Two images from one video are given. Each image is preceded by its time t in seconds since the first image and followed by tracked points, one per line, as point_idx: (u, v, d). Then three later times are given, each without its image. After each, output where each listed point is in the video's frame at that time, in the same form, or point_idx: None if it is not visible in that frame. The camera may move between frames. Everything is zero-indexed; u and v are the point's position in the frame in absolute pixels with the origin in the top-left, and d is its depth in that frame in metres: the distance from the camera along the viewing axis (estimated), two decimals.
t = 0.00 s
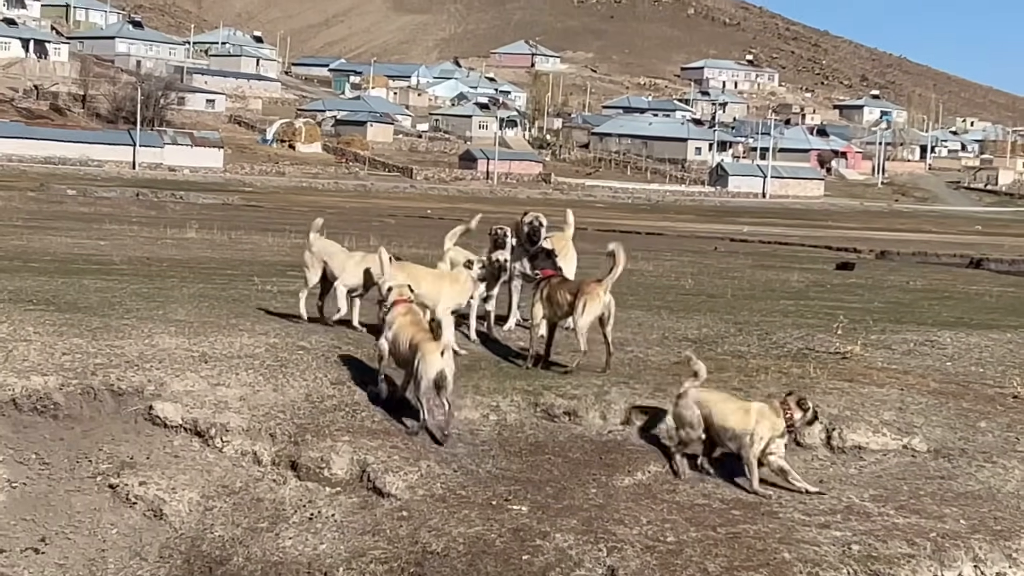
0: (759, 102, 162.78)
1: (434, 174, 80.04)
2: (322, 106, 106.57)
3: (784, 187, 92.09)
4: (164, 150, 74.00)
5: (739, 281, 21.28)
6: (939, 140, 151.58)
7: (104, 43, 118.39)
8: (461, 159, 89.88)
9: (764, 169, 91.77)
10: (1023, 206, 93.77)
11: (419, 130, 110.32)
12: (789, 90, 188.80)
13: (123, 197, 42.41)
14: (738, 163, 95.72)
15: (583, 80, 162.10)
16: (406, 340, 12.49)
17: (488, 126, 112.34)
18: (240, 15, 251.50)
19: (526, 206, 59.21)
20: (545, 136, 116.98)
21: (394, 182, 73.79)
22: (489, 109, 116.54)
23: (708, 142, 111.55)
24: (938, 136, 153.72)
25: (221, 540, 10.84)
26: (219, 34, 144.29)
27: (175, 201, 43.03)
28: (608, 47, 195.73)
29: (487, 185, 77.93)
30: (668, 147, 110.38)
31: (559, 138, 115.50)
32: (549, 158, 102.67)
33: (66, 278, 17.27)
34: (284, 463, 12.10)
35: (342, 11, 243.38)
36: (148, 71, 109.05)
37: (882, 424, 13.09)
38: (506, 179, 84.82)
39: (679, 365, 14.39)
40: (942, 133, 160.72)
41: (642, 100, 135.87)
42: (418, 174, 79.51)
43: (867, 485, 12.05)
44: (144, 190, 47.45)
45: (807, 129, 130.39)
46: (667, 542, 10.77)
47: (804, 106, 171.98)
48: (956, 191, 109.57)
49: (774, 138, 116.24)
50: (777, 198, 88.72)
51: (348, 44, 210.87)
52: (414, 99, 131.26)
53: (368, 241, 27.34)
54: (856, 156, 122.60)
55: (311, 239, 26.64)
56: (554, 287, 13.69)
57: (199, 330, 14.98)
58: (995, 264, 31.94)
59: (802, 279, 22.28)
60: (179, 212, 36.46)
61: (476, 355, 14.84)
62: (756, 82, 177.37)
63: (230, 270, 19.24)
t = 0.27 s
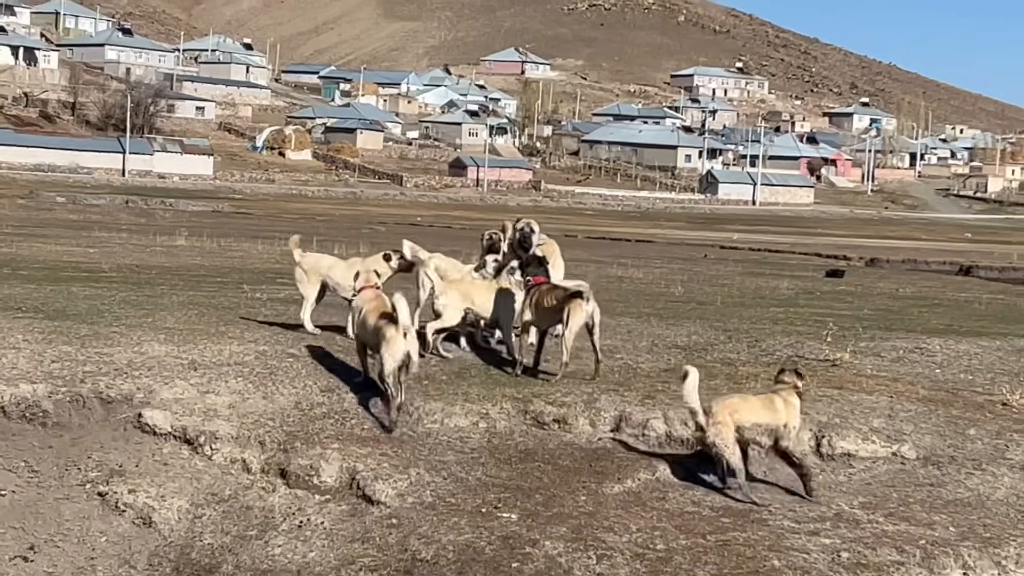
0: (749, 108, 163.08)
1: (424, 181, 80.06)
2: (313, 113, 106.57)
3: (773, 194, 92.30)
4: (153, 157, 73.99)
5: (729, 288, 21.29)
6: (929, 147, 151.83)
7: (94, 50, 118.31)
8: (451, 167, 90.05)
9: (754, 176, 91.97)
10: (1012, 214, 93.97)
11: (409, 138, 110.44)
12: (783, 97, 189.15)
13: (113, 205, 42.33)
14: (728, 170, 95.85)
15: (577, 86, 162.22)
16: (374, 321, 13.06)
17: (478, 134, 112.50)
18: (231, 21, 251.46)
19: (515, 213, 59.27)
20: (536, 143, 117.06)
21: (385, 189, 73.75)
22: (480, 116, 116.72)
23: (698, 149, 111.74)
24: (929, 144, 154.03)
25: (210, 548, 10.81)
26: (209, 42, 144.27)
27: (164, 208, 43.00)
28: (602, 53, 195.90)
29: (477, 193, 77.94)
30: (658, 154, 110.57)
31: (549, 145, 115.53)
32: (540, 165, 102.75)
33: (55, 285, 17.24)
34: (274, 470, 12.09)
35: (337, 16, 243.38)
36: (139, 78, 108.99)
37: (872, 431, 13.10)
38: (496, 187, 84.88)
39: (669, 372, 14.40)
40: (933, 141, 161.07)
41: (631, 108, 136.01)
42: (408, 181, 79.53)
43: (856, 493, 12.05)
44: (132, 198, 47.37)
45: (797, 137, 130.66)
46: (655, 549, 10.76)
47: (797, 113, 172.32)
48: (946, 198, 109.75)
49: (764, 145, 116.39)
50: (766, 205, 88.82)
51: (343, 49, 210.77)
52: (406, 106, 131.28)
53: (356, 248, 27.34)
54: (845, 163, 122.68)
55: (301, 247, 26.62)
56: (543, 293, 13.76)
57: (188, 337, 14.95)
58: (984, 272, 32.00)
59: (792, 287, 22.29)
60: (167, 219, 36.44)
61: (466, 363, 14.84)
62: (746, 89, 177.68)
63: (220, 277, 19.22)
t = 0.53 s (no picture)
0: (736, 116, 163.41)
1: (410, 191, 80.06)
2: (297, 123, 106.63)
3: (759, 202, 92.44)
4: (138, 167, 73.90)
5: (716, 296, 21.31)
6: (914, 152, 152.24)
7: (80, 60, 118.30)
8: (436, 174, 90.28)
9: (740, 184, 92.16)
10: (998, 220, 94.13)
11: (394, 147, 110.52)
12: (769, 105, 189.66)
13: (97, 215, 42.25)
14: (713, 178, 95.96)
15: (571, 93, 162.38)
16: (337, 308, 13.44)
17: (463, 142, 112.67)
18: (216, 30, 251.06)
19: (500, 221, 59.27)
20: (522, 151, 117.09)
21: (372, 198, 73.68)
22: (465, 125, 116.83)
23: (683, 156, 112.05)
24: (914, 150, 154.45)
25: (198, 558, 10.80)
26: (195, 51, 144.44)
27: (149, 218, 42.95)
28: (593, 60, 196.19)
29: (464, 201, 77.88)
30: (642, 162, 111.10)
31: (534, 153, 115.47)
32: (526, 173, 102.77)
33: (40, 296, 17.22)
34: (260, 480, 12.08)
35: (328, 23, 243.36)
36: (125, 88, 108.90)
37: (858, 437, 13.12)
38: (481, 195, 84.89)
39: (656, 379, 14.43)
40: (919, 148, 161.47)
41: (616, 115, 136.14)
42: (394, 191, 79.46)
43: (843, 499, 12.06)
44: (117, 208, 47.27)
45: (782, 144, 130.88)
46: (643, 557, 10.77)
47: (786, 120, 172.73)
48: (933, 205, 109.98)
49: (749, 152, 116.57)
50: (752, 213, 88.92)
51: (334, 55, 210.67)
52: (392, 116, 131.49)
53: (343, 257, 27.32)
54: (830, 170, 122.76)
55: (287, 257, 26.59)
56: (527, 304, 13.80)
57: (174, 347, 14.92)
58: (969, 278, 32.07)
59: (779, 294, 22.33)
60: (151, 229, 36.39)
61: (452, 371, 14.84)
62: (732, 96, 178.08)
63: (207, 287, 19.18)
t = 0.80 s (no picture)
0: (720, 122, 163.84)
1: (395, 198, 80.04)
2: (281, 131, 106.61)
3: (743, 207, 92.60)
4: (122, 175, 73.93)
5: (702, 301, 21.32)
6: (897, 158, 152.71)
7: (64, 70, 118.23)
8: (421, 181, 90.36)
9: (724, 190, 92.35)
10: (983, 224, 94.33)
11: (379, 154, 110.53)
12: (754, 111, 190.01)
13: (80, 224, 42.14)
14: (697, 183, 96.18)
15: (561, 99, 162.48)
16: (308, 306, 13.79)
17: (447, 150, 112.67)
18: (202, 38, 251.16)
19: (483, 227, 59.22)
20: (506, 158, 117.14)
21: (356, 205, 73.66)
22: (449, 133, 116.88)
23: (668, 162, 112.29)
24: (898, 156, 154.89)
25: (183, 567, 10.77)
26: (179, 60, 144.63)
27: (132, 227, 42.87)
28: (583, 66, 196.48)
29: (448, 209, 77.83)
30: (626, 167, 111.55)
31: (519, 159, 115.42)
32: (510, 180, 102.84)
33: (24, 305, 17.17)
34: (246, 487, 12.04)
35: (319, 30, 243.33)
36: (110, 97, 108.86)
37: (843, 442, 13.13)
38: (466, 203, 84.90)
39: (642, 385, 14.42)
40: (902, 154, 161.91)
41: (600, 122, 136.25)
42: (378, 199, 79.42)
43: (828, 504, 12.06)
44: (100, 216, 47.15)
45: (766, 150, 131.15)
46: (629, 563, 10.74)
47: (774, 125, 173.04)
48: (917, 210, 110.24)
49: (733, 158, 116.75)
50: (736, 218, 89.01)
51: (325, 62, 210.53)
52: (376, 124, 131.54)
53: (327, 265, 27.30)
54: (813, 175, 122.88)
55: (273, 264, 26.56)
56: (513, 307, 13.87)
57: (159, 355, 14.90)
58: (954, 282, 32.14)
59: (764, 298, 22.36)
60: (135, 238, 36.31)
61: (438, 378, 14.83)
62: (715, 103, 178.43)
63: (192, 295, 19.15)
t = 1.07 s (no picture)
0: (702, 124, 164.19)
1: (378, 202, 80.09)
2: (264, 135, 106.59)
3: (727, 208, 92.83)
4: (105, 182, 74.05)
5: (686, 303, 21.38)
6: (880, 158, 153.13)
7: (46, 76, 118.13)
8: (404, 185, 90.40)
9: (708, 192, 92.64)
10: (965, 224, 94.65)
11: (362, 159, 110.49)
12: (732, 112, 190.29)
13: (63, 230, 42.10)
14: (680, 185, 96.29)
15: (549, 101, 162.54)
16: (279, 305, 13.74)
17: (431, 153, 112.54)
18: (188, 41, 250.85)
19: (466, 231, 59.28)
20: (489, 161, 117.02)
21: (340, 210, 73.66)
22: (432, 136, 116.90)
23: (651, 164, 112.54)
24: (881, 156, 155.32)
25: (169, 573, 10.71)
26: (160, 66, 144.76)
27: (115, 232, 42.84)
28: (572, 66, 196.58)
29: (432, 212, 77.84)
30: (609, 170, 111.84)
31: (502, 162, 115.34)
32: (494, 183, 102.92)
33: (8, 312, 17.15)
34: (232, 493, 12.02)
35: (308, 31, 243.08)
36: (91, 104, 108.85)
37: (829, 442, 13.15)
38: (450, 206, 84.90)
39: (627, 389, 14.44)
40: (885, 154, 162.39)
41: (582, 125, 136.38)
42: (362, 203, 79.40)
43: (814, 504, 12.07)
44: (84, 222, 47.11)
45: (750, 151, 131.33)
46: (616, 565, 10.72)
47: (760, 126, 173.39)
48: (900, 210, 110.56)
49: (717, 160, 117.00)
50: (720, 219, 89.18)
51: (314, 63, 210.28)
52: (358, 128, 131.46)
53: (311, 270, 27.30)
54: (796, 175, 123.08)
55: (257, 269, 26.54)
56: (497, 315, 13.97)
57: (143, 362, 14.89)
58: (937, 282, 32.26)
59: (748, 300, 22.43)
60: (119, 243, 36.29)
61: (424, 382, 14.84)
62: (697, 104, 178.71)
63: (176, 301, 19.12)
